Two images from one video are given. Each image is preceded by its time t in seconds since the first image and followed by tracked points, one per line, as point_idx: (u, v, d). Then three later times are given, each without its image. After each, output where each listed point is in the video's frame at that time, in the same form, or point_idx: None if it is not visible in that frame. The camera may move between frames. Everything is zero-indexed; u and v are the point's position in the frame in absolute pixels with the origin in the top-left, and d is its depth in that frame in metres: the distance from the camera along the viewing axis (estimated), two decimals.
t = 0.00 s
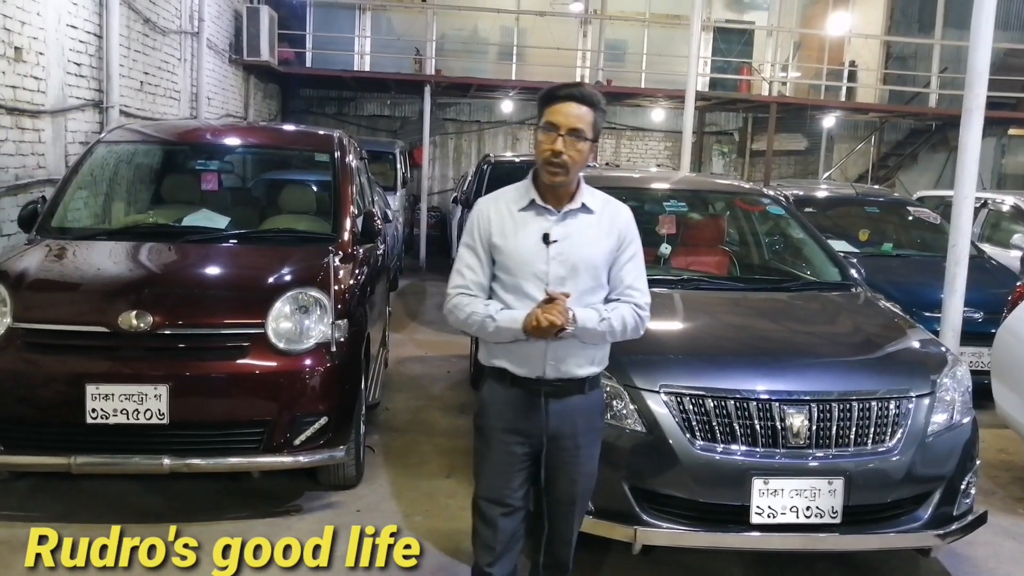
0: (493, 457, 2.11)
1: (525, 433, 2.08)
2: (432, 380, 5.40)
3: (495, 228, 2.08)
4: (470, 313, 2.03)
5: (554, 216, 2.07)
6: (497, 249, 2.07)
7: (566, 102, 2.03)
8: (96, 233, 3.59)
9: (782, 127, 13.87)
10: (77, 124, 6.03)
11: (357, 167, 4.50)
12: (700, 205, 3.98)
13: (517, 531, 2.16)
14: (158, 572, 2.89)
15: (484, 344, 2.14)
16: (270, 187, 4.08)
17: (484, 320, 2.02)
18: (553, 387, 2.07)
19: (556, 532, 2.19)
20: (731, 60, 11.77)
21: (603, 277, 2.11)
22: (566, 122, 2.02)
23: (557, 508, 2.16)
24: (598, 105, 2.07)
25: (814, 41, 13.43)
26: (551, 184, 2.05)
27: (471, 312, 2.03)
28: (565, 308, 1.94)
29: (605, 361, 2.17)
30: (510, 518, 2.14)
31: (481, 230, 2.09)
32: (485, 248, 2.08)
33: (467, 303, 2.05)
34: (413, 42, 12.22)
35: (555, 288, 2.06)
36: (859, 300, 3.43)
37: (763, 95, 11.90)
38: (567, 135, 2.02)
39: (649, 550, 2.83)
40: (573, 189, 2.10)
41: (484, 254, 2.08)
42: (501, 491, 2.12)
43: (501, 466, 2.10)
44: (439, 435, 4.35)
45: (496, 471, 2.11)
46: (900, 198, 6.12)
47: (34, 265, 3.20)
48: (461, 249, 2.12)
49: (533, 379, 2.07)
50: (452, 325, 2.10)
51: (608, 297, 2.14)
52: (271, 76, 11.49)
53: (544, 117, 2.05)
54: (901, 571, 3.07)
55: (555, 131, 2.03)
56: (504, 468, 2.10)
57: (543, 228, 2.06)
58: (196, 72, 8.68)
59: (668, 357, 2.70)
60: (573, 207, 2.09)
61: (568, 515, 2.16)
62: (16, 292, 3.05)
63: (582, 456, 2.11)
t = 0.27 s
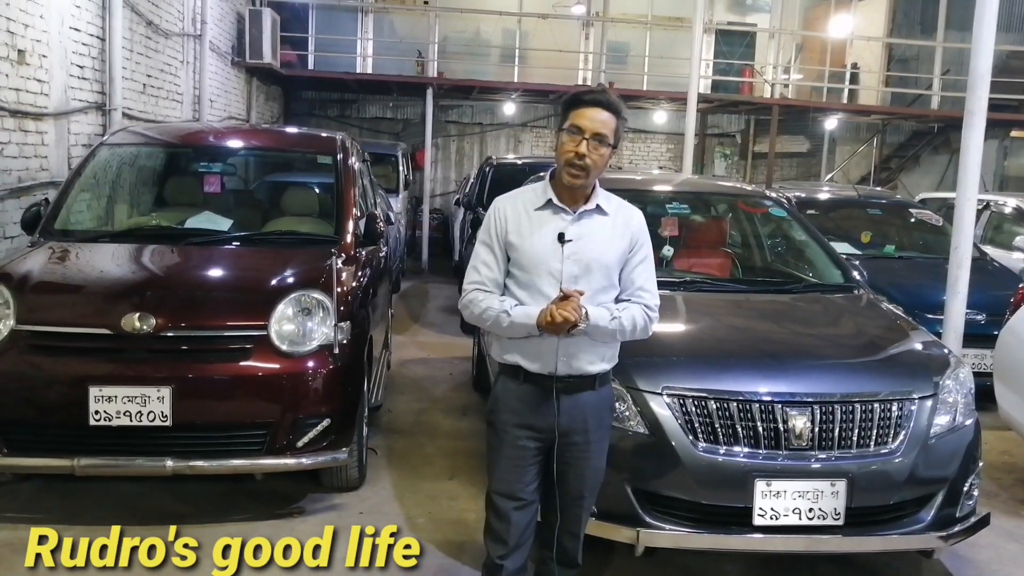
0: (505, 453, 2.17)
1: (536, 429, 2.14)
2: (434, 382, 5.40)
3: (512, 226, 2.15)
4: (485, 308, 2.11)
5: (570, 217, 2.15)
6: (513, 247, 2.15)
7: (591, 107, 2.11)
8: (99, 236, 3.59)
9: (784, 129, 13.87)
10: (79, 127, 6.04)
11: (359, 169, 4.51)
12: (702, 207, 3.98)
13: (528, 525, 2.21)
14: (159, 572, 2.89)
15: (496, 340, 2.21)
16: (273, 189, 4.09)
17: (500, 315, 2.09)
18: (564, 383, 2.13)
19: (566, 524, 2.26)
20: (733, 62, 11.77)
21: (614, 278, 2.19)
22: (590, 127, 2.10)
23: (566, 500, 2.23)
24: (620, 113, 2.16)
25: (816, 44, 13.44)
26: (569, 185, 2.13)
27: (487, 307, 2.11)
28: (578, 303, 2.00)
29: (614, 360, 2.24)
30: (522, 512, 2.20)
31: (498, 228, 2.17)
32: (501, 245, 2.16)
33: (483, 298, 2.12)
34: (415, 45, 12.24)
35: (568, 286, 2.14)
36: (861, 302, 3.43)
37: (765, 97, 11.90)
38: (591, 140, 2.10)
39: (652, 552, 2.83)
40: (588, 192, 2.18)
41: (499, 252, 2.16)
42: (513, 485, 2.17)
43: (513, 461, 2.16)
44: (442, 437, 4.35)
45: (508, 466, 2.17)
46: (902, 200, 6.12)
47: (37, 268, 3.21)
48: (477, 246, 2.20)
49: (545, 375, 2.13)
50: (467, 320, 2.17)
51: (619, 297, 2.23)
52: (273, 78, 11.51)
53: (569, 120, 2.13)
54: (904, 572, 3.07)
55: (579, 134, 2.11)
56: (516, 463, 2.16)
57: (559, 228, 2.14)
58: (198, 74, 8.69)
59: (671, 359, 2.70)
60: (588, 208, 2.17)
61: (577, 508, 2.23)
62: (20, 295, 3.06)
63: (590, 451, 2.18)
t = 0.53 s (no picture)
0: (507, 453, 2.17)
1: (538, 428, 2.14)
2: (435, 384, 5.40)
3: (515, 225, 2.16)
4: (488, 305, 2.11)
5: (573, 216, 2.16)
6: (516, 245, 2.15)
7: (608, 112, 2.11)
8: (101, 238, 3.59)
9: (784, 129, 13.87)
10: (81, 129, 6.05)
11: (360, 171, 4.51)
12: (703, 208, 3.98)
13: (530, 524, 2.21)
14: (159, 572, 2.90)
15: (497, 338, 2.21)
16: (273, 191, 4.11)
17: (502, 312, 2.09)
18: (565, 381, 2.13)
19: (567, 524, 2.26)
20: (734, 62, 11.77)
21: (614, 279, 2.20)
22: (605, 130, 2.10)
23: (568, 500, 2.23)
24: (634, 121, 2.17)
25: (817, 44, 13.44)
26: (576, 185, 2.13)
27: (489, 304, 2.11)
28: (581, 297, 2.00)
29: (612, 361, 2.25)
30: (525, 511, 2.20)
31: (501, 226, 2.17)
32: (504, 243, 2.16)
33: (485, 295, 2.12)
34: (416, 46, 12.25)
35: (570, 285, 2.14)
36: (862, 302, 3.43)
37: (765, 97, 11.90)
38: (605, 143, 2.10)
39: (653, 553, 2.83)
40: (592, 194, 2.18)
41: (502, 250, 2.16)
42: (515, 484, 2.17)
43: (515, 460, 2.16)
44: (443, 438, 4.35)
45: (510, 465, 2.16)
46: (903, 200, 6.12)
47: (38, 270, 3.21)
48: (480, 244, 2.20)
49: (547, 373, 2.13)
50: (468, 317, 2.17)
51: (617, 298, 2.24)
52: (274, 80, 11.52)
53: (584, 121, 2.14)
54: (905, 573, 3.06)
55: (594, 137, 2.11)
56: (518, 462, 2.16)
57: (562, 227, 2.15)
58: (199, 76, 8.70)
59: (672, 360, 2.70)
60: (591, 210, 2.18)
61: (578, 508, 2.23)
62: (21, 297, 3.06)
63: (591, 450, 2.18)
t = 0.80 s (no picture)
0: (506, 450, 2.17)
1: (537, 425, 2.14)
2: (435, 383, 5.40)
3: (516, 223, 2.16)
4: (488, 301, 2.11)
5: (574, 216, 2.16)
6: (516, 243, 2.15)
7: (610, 113, 2.11)
8: (100, 238, 3.59)
9: (784, 129, 13.87)
10: (81, 128, 6.04)
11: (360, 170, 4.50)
12: (703, 208, 3.98)
13: (529, 524, 2.21)
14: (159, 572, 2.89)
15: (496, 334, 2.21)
16: (273, 191, 4.10)
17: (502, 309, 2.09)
18: (563, 378, 2.14)
19: (565, 523, 2.26)
20: (734, 62, 11.75)
21: (613, 279, 2.21)
22: (607, 132, 2.11)
23: (566, 498, 2.23)
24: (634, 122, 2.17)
25: (817, 44, 13.44)
26: (580, 186, 2.13)
27: (489, 301, 2.10)
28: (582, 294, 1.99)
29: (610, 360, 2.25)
30: (524, 509, 2.20)
31: (503, 224, 2.17)
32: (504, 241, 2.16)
33: (485, 292, 2.12)
34: (416, 46, 12.25)
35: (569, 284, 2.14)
36: (862, 302, 3.43)
37: (765, 97, 11.90)
38: (608, 145, 2.10)
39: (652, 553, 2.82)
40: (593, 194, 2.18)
41: (502, 247, 2.16)
42: (513, 481, 2.17)
43: (513, 457, 2.16)
44: (443, 438, 4.35)
45: (509, 462, 2.16)
46: (903, 200, 6.11)
47: (38, 270, 3.21)
48: (480, 241, 2.20)
49: (545, 370, 2.14)
50: (467, 314, 2.17)
51: (616, 299, 2.24)
52: (274, 80, 11.51)
53: (586, 123, 2.14)
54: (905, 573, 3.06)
55: (597, 138, 2.11)
56: (517, 460, 2.16)
57: (563, 226, 2.15)
58: (200, 76, 8.70)
59: (672, 360, 2.70)
60: (592, 210, 2.18)
61: (577, 506, 2.22)
62: (21, 297, 3.06)
63: (590, 448, 2.18)
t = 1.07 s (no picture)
0: (508, 450, 2.17)
1: (537, 425, 2.15)
2: (435, 383, 5.40)
3: (513, 226, 2.16)
4: (487, 307, 2.11)
5: (570, 218, 2.15)
6: (514, 247, 2.15)
7: (601, 116, 2.10)
8: (100, 237, 3.59)
9: (784, 129, 13.87)
10: (80, 128, 6.04)
11: (360, 170, 4.50)
12: (702, 207, 3.98)
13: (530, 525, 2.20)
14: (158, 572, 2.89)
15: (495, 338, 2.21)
16: (273, 191, 4.11)
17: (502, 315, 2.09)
18: (563, 380, 2.14)
19: (567, 523, 2.26)
20: (734, 61, 11.75)
21: (611, 280, 2.20)
22: (601, 135, 2.10)
23: (567, 498, 2.23)
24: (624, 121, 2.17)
25: (817, 43, 13.44)
26: (578, 191, 2.13)
27: (489, 307, 2.11)
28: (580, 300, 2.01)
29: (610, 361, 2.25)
30: (527, 510, 2.20)
31: (499, 228, 2.17)
32: (501, 245, 2.16)
33: (484, 297, 2.12)
34: (416, 45, 12.25)
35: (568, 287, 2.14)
36: (862, 302, 3.43)
37: (765, 97, 11.89)
38: (603, 149, 2.10)
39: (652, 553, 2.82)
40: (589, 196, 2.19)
41: (499, 252, 2.16)
42: (515, 482, 2.17)
43: (515, 458, 2.16)
44: (443, 437, 4.35)
45: (510, 462, 2.16)
46: (902, 199, 6.11)
47: (38, 270, 3.21)
48: (477, 245, 2.19)
49: (545, 373, 2.14)
50: (467, 318, 2.17)
51: (615, 299, 2.24)
52: (273, 79, 11.51)
53: (576, 128, 2.12)
54: (905, 572, 3.06)
55: (591, 143, 2.10)
56: (519, 460, 2.16)
57: (559, 229, 2.15)
58: (199, 75, 8.70)
59: (671, 359, 2.69)
60: (589, 212, 2.18)
61: (579, 506, 2.22)
62: (20, 297, 3.06)
63: (591, 448, 2.18)
